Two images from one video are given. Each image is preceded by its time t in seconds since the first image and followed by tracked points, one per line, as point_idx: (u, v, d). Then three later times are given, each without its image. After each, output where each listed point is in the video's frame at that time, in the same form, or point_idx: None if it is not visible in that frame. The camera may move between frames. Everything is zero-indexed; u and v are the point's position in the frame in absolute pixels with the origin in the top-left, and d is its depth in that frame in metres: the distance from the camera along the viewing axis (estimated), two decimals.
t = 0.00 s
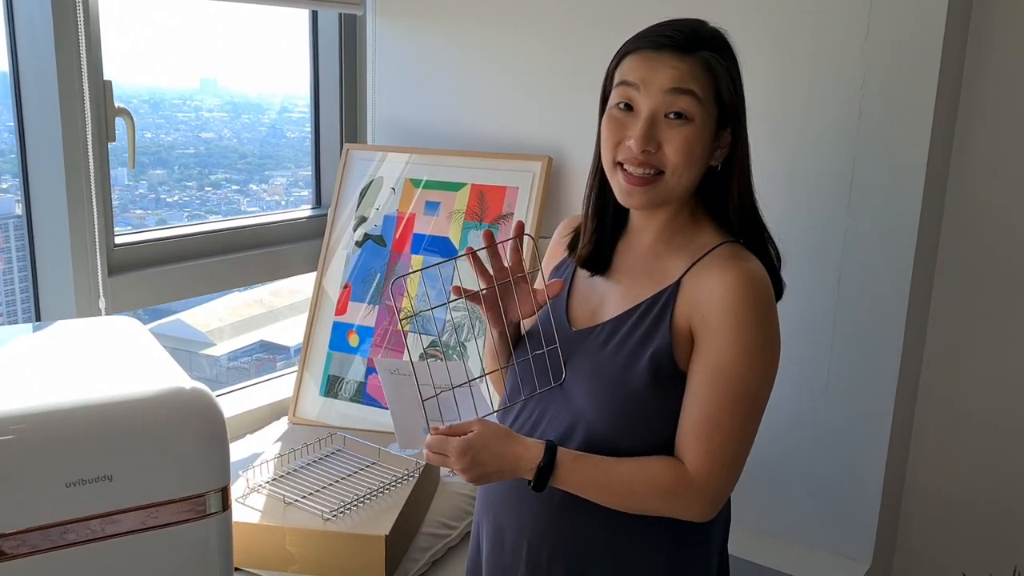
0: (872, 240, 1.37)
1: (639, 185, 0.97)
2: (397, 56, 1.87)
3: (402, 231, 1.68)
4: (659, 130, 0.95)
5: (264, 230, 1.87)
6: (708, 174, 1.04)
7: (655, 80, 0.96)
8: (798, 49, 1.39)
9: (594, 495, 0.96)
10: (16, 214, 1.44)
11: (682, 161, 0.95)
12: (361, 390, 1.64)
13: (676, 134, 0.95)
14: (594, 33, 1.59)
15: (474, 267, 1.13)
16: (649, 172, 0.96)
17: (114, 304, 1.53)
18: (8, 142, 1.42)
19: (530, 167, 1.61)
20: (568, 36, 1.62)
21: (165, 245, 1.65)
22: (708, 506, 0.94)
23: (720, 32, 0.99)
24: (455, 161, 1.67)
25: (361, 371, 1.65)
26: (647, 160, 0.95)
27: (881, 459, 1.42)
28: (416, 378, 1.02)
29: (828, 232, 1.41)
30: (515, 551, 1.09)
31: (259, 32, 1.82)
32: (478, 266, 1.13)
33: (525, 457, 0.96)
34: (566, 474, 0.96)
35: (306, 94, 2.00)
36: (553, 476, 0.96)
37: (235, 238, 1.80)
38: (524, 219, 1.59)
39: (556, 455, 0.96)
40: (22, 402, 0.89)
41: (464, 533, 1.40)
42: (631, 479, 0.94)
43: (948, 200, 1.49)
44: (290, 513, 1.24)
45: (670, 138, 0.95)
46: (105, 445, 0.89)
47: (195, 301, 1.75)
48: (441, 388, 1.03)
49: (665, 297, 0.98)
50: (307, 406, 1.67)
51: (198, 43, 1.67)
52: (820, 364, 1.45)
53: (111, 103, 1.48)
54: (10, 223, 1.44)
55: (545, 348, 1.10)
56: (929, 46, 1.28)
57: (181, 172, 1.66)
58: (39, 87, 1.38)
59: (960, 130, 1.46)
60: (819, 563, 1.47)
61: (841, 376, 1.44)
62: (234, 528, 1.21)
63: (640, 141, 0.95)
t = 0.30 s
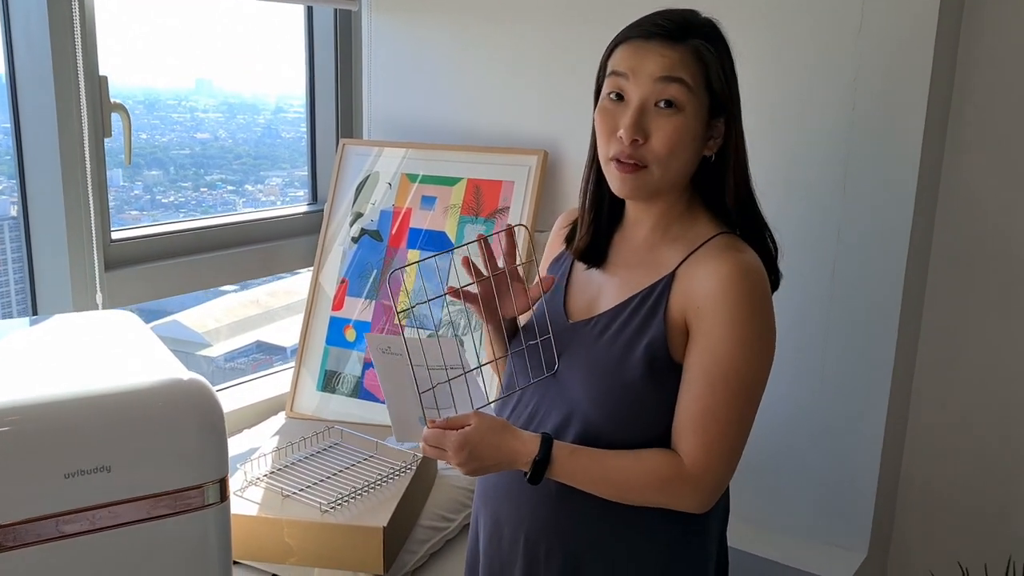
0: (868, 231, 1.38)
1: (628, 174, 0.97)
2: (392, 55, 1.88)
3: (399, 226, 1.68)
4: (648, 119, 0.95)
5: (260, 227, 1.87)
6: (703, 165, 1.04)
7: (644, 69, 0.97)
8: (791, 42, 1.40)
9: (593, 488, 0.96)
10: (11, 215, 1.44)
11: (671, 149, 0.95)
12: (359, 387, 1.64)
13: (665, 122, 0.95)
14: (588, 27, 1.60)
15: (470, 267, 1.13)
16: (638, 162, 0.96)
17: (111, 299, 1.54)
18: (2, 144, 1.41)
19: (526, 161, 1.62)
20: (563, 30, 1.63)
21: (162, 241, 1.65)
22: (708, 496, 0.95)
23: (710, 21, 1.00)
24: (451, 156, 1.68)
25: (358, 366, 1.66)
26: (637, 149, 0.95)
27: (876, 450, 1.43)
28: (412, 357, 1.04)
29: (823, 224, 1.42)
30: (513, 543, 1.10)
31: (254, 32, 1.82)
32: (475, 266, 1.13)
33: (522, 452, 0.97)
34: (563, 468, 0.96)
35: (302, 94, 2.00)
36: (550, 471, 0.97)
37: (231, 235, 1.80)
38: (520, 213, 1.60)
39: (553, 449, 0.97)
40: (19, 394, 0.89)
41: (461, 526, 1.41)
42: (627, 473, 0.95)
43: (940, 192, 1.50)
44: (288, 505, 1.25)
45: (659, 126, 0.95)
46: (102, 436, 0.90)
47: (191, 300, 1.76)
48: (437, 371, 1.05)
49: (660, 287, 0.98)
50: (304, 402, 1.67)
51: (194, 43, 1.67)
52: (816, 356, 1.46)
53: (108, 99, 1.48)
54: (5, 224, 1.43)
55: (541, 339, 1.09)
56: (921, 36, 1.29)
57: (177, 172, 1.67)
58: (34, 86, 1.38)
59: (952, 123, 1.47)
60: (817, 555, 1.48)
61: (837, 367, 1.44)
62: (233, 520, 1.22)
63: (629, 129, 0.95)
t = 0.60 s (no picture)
0: (861, 227, 1.38)
1: (597, 185, 0.99)
2: (386, 55, 1.88)
3: (394, 226, 1.68)
4: (609, 128, 0.96)
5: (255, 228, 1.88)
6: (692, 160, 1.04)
7: (602, 78, 0.97)
8: (782, 41, 1.41)
9: (599, 495, 0.97)
10: (6, 218, 1.44)
11: (633, 156, 0.95)
12: (354, 386, 1.65)
13: (625, 131, 0.95)
14: (581, 26, 1.61)
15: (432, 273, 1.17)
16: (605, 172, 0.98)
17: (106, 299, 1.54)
18: None
19: (519, 160, 1.62)
20: (556, 30, 1.64)
21: (158, 242, 1.65)
22: (712, 494, 0.96)
23: (678, 17, 0.97)
24: (446, 155, 1.69)
25: (354, 366, 1.66)
26: (600, 160, 0.97)
27: (869, 445, 1.44)
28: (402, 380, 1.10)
29: (816, 221, 1.43)
30: (506, 532, 1.10)
31: (249, 33, 1.83)
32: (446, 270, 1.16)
33: (526, 467, 0.97)
34: (566, 479, 0.97)
35: (296, 96, 2.01)
36: (553, 482, 0.97)
37: (226, 235, 1.80)
38: (514, 211, 1.60)
39: (554, 461, 0.97)
40: (14, 393, 0.89)
41: (457, 524, 1.42)
42: (629, 478, 0.95)
43: (932, 189, 1.51)
44: (284, 503, 1.25)
45: (619, 134, 0.96)
46: (98, 434, 0.90)
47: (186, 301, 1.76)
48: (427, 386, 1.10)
49: (652, 284, 0.99)
50: (300, 401, 1.67)
51: (189, 45, 1.68)
52: (809, 353, 1.47)
53: (102, 101, 1.49)
54: None
55: (534, 335, 1.09)
56: (912, 33, 1.29)
57: (172, 174, 1.67)
58: (29, 88, 1.39)
59: (943, 120, 1.48)
60: (812, 551, 1.48)
61: (830, 363, 1.45)
62: (229, 518, 1.23)
63: (590, 142, 0.97)
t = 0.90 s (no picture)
0: (855, 228, 1.39)
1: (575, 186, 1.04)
2: (381, 59, 1.89)
3: (390, 229, 1.69)
4: (568, 131, 1.01)
5: (251, 232, 1.88)
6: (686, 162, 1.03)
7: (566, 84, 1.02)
8: (775, 42, 1.42)
9: (619, 510, 0.98)
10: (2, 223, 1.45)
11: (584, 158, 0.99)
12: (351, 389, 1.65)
13: (575, 134, 0.99)
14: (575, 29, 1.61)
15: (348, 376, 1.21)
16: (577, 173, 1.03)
17: (104, 305, 1.54)
18: None
19: (514, 163, 1.63)
20: (550, 33, 1.64)
21: (154, 247, 1.66)
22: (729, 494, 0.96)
23: (645, 18, 0.96)
24: (442, 158, 1.69)
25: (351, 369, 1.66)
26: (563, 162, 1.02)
27: (864, 444, 1.44)
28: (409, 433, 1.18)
29: (810, 222, 1.43)
30: (501, 530, 1.11)
31: (244, 38, 1.83)
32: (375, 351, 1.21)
33: (544, 492, 0.97)
34: (585, 501, 0.97)
35: (292, 100, 2.01)
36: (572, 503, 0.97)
37: (223, 239, 1.80)
38: (510, 214, 1.61)
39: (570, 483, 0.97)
40: (11, 399, 0.89)
41: (455, 525, 1.42)
42: (646, 492, 0.96)
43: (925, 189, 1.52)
44: (282, 506, 1.26)
45: (573, 137, 1.00)
46: (96, 439, 0.90)
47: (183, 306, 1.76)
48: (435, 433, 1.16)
49: (643, 288, 0.99)
50: (297, 404, 1.68)
51: (184, 50, 1.68)
52: (805, 353, 1.47)
53: (98, 106, 1.49)
54: None
55: (529, 337, 1.09)
56: (903, 34, 1.30)
57: (168, 178, 1.68)
58: (25, 94, 1.39)
59: (936, 120, 1.49)
60: (809, 550, 1.49)
61: (826, 362, 1.46)
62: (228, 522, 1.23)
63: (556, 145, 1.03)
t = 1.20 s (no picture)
0: (852, 228, 1.40)
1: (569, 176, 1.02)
2: (379, 62, 1.89)
3: (388, 232, 1.70)
4: (584, 119, 0.99)
5: (249, 236, 1.88)
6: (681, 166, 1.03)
7: (584, 72, 1.01)
8: (772, 43, 1.42)
9: (646, 516, 0.98)
10: None
11: (601, 147, 0.98)
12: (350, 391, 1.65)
13: (595, 121, 0.98)
14: (572, 31, 1.62)
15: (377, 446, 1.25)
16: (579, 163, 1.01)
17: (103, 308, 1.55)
18: None
19: (512, 165, 1.63)
20: (548, 36, 1.65)
21: (153, 251, 1.66)
22: (746, 489, 0.97)
23: (672, 23, 0.98)
24: (440, 161, 1.69)
25: (350, 371, 1.67)
26: (570, 147, 1.00)
27: (863, 444, 1.45)
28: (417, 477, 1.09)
29: (807, 222, 1.44)
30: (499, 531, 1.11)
31: (242, 42, 1.84)
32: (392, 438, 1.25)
33: (572, 508, 0.97)
34: (611, 512, 0.98)
35: (290, 103, 2.02)
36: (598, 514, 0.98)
37: (221, 242, 1.81)
38: (508, 216, 1.62)
39: (594, 492, 0.98)
40: (11, 402, 0.90)
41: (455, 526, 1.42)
42: (668, 496, 0.97)
43: (922, 189, 1.52)
44: (281, 508, 1.27)
45: (590, 126, 0.99)
46: (95, 443, 0.90)
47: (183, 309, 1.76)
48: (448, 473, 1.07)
49: (637, 289, 0.99)
50: (297, 407, 1.68)
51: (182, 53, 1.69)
52: (803, 353, 1.48)
53: (96, 111, 1.50)
54: None
55: (525, 341, 1.09)
56: (899, 35, 1.31)
57: (167, 182, 1.68)
58: (23, 99, 1.39)
59: (933, 120, 1.50)
60: (807, 549, 1.49)
61: (824, 362, 1.46)
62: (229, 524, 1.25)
63: (564, 129, 1.01)
